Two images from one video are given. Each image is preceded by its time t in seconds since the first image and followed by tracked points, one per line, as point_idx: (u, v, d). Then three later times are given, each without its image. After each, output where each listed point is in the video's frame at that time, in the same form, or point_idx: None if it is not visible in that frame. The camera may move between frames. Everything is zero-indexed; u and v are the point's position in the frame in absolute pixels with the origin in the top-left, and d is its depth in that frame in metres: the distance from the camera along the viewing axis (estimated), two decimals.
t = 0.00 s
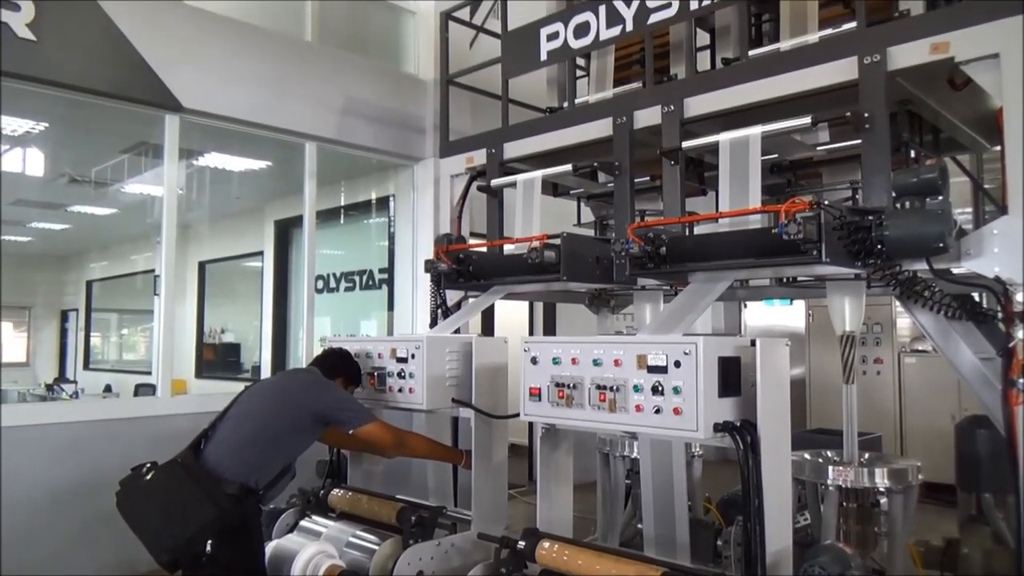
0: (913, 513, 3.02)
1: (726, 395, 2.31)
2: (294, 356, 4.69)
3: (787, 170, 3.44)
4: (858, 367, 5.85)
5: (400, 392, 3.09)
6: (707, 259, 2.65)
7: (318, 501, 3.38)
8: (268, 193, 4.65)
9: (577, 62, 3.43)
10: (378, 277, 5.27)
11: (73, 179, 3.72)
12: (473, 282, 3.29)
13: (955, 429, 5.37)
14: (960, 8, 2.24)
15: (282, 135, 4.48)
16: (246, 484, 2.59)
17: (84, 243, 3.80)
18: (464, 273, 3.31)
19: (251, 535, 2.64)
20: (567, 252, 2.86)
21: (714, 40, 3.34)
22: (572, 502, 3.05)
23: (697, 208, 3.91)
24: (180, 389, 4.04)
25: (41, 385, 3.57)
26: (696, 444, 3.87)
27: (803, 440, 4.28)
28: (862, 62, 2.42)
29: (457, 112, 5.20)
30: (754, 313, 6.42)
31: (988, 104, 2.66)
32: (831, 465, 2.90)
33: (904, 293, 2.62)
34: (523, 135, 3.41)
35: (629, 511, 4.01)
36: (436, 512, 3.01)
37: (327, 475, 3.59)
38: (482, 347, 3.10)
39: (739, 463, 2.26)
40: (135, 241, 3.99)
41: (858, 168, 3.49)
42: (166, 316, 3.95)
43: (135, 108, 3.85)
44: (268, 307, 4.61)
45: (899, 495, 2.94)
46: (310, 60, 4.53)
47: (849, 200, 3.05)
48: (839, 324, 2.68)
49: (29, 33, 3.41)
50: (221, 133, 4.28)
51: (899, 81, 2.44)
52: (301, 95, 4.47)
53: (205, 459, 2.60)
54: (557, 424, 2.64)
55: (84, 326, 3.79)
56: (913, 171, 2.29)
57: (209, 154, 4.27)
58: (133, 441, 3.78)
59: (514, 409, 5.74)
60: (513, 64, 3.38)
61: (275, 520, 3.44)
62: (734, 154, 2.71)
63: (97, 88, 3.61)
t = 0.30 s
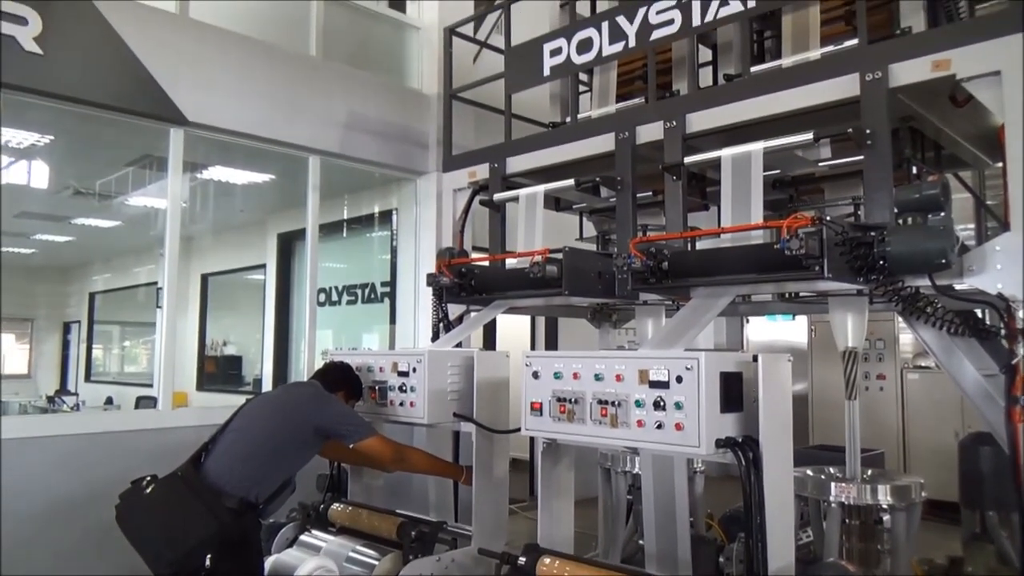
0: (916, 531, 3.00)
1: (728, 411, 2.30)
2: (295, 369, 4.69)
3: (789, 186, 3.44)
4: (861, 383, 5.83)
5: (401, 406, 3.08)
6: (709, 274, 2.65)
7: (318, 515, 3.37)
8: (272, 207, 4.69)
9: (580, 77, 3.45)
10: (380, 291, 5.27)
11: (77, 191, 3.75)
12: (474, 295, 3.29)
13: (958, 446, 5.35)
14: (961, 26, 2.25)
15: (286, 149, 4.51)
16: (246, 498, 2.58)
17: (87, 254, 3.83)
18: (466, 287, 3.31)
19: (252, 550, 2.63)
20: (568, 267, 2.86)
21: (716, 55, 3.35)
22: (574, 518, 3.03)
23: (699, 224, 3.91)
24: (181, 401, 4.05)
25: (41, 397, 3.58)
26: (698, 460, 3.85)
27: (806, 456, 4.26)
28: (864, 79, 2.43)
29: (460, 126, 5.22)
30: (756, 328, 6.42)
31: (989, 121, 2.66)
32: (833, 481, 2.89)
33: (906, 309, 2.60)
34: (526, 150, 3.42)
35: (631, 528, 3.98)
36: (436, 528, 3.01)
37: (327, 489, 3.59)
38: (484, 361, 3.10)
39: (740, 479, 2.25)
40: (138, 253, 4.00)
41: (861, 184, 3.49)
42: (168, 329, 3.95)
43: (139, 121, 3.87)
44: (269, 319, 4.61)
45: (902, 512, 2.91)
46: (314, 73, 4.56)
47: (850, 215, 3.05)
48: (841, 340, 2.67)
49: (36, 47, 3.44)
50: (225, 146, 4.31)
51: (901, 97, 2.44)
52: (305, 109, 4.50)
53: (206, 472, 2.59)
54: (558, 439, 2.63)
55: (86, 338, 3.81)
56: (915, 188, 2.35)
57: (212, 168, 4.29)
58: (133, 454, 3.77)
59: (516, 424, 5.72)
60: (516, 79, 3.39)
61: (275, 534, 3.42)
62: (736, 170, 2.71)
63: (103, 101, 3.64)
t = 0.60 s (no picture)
0: (921, 548, 2.97)
1: (731, 426, 2.30)
2: (297, 383, 4.69)
3: (791, 201, 3.45)
4: (865, 399, 5.81)
5: (402, 420, 3.07)
6: (712, 289, 2.65)
7: (318, 531, 3.35)
8: (273, 220, 4.68)
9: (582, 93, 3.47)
10: (382, 305, 5.26)
11: (81, 207, 3.76)
12: (477, 310, 3.29)
13: (962, 461, 5.32)
14: (962, 42, 2.26)
15: (289, 164, 4.53)
16: (247, 513, 2.58)
17: (91, 268, 3.81)
18: (469, 302, 3.31)
19: (251, 560, 2.64)
20: (571, 281, 2.86)
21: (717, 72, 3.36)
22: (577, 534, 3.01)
23: (702, 238, 3.92)
24: (182, 416, 4.03)
25: (43, 412, 3.58)
26: (701, 475, 3.82)
27: (810, 472, 4.24)
28: (866, 95, 2.44)
29: (463, 141, 5.25)
30: (759, 343, 6.41)
31: (991, 136, 2.67)
32: (838, 497, 2.87)
33: (910, 324, 2.59)
34: (528, 164, 3.43)
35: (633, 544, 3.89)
36: (438, 543, 2.99)
37: (328, 504, 3.54)
38: (486, 376, 3.09)
39: (744, 495, 2.25)
40: (141, 267, 4.02)
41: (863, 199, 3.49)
42: (170, 343, 3.97)
43: (143, 136, 3.90)
44: (272, 333, 4.61)
45: (907, 529, 2.88)
46: (317, 89, 4.58)
47: (852, 230, 3.05)
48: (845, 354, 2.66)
49: (42, 63, 3.48)
50: (229, 161, 4.33)
51: (902, 113, 2.45)
52: (308, 124, 4.53)
53: (206, 487, 2.58)
54: (561, 454, 2.62)
55: (88, 353, 3.79)
56: (917, 203, 2.33)
57: (216, 182, 4.30)
58: (134, 469, 3.76)
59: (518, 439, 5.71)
60: (518, 95, 3.41)
61: (276, 550, 3.39)
62: (738, 185, 2.72)
63: (108, 117, 3.66)
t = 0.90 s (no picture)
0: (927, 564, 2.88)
1: (735, 440, 2.29)
2: (300, 396, 4.69)
3: (793, 213, 3.45)
4: (869, 412, 5.79)
5: (405, 434, 3.07)
6: (714, 301, 2.65)
7: (321, 544, 3.33)
8: (274, 232, 4.66)
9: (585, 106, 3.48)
10: (385, 318, 5.27)
11: (85, 220, 3.77)
12: (480, 323, 3.28)
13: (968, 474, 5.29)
14: (963, 56, 2.26)
15: (292, 177, 4.56)
16: (250, 528, 2.58)
17: (94, 282, 3.83)
18: (472, 315, 3.30)
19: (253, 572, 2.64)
20: (574, 294, 2.86)
21: (719, 85, 3.38)
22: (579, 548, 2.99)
23: (704, 251, 3.92)
24: (183, 429, 4.01)
25: (46, 425, 3.57)
26: (705, 489, 3.80)
27: (814, 485, 4.21)
28: (867, 107, 2.45)
29: (465, 154, 5.26)
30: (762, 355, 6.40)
31: (993, 149, 2.68)
32: (842, 512, 2.86)
33: (913, 337, 2.59)
34: (531, 177, 3.44)
35: (637, 557, 3.84)
36: (440, 558, 2.95)
37: (330, 518, 3.49)
38: (489, 389, 3.08)
39: (748, 509, 2.23)
40: (144, 280, 4.03)
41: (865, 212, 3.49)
42: (173, 357, 3.97)
43: (148, 151, 3.92)
44: (274, 346, 4.63)
45: (913, 543, 2.82)
46: (320, 102, 4.61)
47: (855, 243, 3.05)
48: (847, 368, 2.66)
49: (47, 78, 3.50)
50: (232, 174, 4.35)
51: (904, 126, 2.46)
52: (311, 138, 4.55)
53: (209, 500, 2.58)
54: (563, 468, 2.61)
55: (91, 366, 3.82)
56: (919, 216, 2.30)
57: (219, 197, 4.31)
58: (137, 482, 3.75)
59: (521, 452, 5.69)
60: (521, 108, 3.42)
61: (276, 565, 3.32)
62: (740, 198, 2.72)
63: (113, 130, 3.69)
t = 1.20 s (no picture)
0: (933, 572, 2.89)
1: (738, 448, 2.28)
2: (303, 406, 4.69)
3: (795, 221, 3.45)
4: (872, 420, 5.78)
5: (407, 443, 3.06)
6: (716, 309, 2.65)
7: (322, 555, 3.33)
8: (277, 243, 4.69)
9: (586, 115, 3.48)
10: (386, 327, 5.27)
11: (87, 231, 3.80)
12: (481, 331, 3.28)
13: (972, 483, 5.26)
14: (963, 64, 2.27)
15: (294, 187, 4.56)
16: (252, 538, 2.56)
17: (94, 293, 3.84)
18: (474, 324, 3.30)
19: None
20: (576, 303, 2.85)
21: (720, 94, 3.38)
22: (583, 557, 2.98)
23: (706, 259, 3.91)
24: (186, 439, 4.03)
25: (47, 435, 3.57)
26: (708, 498, 3.78)
27: (818, 494, 4.19)
28: (867, 116, 2.45)
29: (467, 164, 5.28)
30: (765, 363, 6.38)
31: (994, 156, 2.68)
32: (846, 520, 2.85)
33: (917, 345, 2.58)
34: (532, 186, 3.44)
35: (640, 567, 3.82)
36: (442, 567, 2.95)
37: (331, 528, 3.48)
38: (491, 398, 3.07)
39: (751, 518, 2.23)
40: (146, 290, 4.05)
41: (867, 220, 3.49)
42: (175, 366, 3.97)
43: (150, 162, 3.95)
44: (276, 358, 4.63)
45: (918, 552, 2.83)
46: (322, 112, 4.63)
47: (857, 251, 3.05)
48: (851, 375, 2.65)
49: (50, 89, 3.52)
50: (234, 184, 4.36)
51: (905, 134, 2.46)
52: (313, 148, 4.56)
53: (211, 511, 2.58)
54: (566, 477, 2.60)
55: (93, 377, 3.81)
56: (920, 223, 2.32)
57: (221, 207, 4.33)
58: (138, 493, 3.74)
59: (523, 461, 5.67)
60: (522, 118, 3.43)
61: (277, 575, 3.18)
62: (742, 206, 2.72)
63: (115, 141, 3.70)
